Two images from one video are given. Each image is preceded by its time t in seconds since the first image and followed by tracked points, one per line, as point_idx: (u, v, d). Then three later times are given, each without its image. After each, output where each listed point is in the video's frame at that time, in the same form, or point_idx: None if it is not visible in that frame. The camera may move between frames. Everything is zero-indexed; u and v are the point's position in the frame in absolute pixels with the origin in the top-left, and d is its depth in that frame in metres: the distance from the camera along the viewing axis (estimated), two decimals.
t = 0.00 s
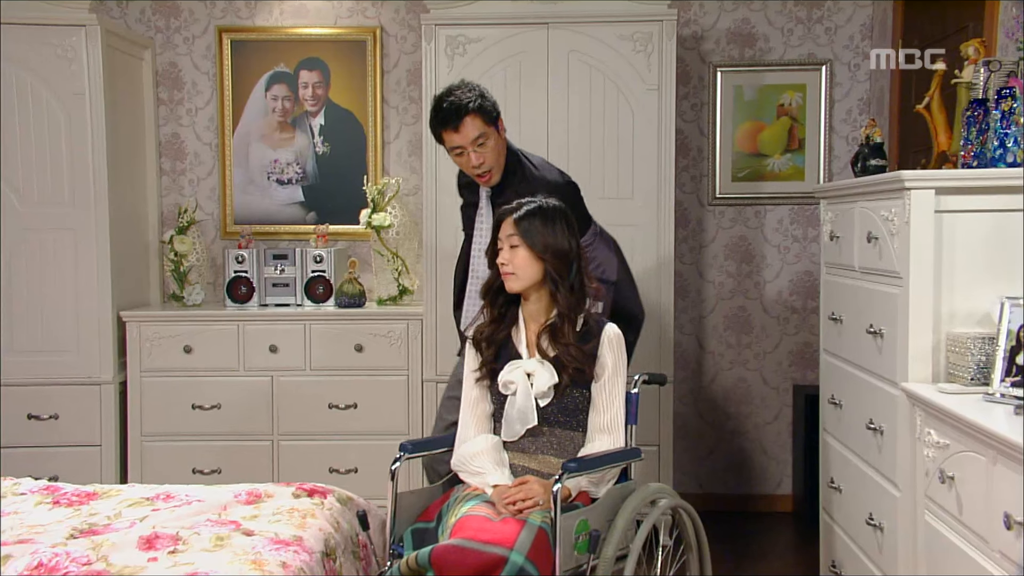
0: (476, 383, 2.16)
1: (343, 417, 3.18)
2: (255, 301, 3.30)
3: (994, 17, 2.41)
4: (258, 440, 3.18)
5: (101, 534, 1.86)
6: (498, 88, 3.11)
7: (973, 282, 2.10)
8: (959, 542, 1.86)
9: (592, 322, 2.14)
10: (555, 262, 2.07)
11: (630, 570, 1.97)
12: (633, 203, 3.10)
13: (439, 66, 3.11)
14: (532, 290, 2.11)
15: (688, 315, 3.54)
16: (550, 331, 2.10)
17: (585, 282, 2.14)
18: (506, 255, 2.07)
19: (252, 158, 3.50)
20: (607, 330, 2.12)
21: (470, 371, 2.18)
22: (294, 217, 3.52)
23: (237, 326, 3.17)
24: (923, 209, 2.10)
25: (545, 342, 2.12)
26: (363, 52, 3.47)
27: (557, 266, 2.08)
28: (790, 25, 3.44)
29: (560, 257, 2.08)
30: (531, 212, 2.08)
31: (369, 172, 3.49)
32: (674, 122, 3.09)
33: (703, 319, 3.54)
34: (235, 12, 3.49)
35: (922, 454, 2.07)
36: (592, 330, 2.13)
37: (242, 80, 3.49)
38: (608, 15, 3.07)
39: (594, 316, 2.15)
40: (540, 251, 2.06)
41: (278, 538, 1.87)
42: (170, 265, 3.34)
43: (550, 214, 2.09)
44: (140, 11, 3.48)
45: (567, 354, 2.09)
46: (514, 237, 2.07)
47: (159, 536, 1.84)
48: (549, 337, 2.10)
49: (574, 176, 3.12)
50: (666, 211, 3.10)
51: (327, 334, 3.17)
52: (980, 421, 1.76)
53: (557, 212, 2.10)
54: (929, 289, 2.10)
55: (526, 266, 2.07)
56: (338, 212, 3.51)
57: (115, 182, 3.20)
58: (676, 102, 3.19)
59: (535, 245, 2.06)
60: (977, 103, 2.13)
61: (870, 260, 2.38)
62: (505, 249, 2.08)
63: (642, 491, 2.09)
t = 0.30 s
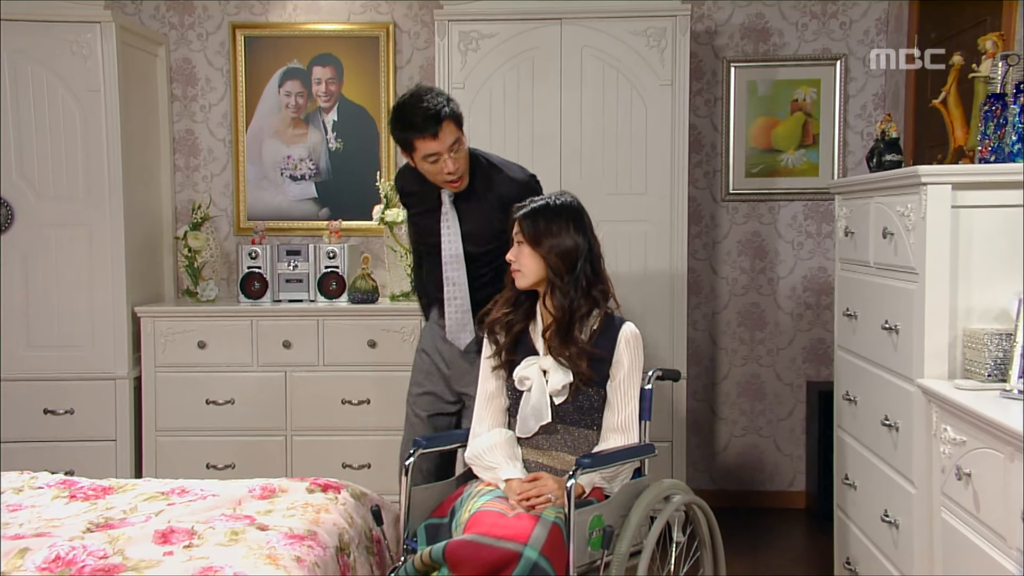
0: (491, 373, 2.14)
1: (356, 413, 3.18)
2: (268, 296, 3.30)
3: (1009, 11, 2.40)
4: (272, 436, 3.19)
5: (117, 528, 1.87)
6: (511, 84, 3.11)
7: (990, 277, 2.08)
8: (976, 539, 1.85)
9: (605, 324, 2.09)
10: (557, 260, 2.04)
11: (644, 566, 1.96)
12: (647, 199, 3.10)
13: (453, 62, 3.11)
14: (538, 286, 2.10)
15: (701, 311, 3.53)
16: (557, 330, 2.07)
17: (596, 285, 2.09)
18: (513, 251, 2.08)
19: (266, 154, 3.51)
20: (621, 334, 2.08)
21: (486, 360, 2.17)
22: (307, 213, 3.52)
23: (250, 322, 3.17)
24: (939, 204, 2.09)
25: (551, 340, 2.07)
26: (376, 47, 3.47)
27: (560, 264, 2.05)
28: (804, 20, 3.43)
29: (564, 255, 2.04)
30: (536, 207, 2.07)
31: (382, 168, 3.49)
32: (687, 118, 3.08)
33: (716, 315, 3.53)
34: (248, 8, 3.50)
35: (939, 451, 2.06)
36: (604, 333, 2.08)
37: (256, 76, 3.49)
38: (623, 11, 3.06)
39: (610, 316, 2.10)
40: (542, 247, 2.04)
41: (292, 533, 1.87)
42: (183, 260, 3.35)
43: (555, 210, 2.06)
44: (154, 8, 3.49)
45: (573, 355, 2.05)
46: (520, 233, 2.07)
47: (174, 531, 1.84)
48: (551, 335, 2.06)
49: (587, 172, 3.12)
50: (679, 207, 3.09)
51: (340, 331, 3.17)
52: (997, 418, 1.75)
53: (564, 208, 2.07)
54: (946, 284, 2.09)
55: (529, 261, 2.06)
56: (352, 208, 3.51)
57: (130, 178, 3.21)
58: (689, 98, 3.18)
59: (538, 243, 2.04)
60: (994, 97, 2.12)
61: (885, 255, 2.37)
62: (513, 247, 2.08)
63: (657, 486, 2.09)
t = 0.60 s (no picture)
0: (507, 369, 2.14)
1: (368, 409, 3.19)
2: (281, 293, 3.31)
3: None
4: (285, 432, 3.19)
5: (132, 523, 1.88)
6: (523, 80, 3.11)
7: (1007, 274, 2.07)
8: (993, 537, 1.84)
9: (619, 321, 2.09)
10: (571, 258, 2.02)
11: (657, 563, 1.95)
12: (660, 196, 3.09)
13: (465, 59, 3.11)
14: (552, 284, 2.08)
15: (713, 308, 3.52)
16: (571, 326, 2.06)
17: (610, 281, 2.07)
18: (526, 249, 2.07)
19: (278, 151, 3.52)
20: (635, 331, 2.08)
21: (500, 356, 2.17)
22: (319, 210, 3.53)
23: (263, 319, 3.18)
24: (955, 201, 2.08)
25: (566, 337, 2.07)
26: (388, 44, 3.47)
27: (573, 261, 2.03)
28: (818, 16, 3.41)
29: (577, 253, 2.03)
30: (549, 205, 2.05)
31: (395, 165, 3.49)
32: (700, 114, 3.08)
33: (728, 312, 3.52)
34: (261, 6, 3.51)
35: (955, 449, 2.05)
36: (617, 330, 2.08)
37: (268, 73, 3.50)
38: (636, 7, 3.05)
39: (624, 313, 2.10)
40: (555, 246, 2.02)
41: (305, 529, 1.87)
42: (197, 258, 3.37)
43: (568, 206, 2.05)
44: (167, 5, 3.50)
45: (588, 352, 2.05)
46: (532, 231, 2.06)
47: (189, 526, 1.85)
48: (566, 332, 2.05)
49: (600, 169, 3.11)
50: (692, 203, 3.08)
51: (352, 327, 3.18)
52: (1014, 416, 1.73)
53: (576, 203, 2.06)
54: (961, 281, 2.08)
55: (542, 259, 2.04)
56: (364, 205, 3.52)
57: (143, 176, 3.22)
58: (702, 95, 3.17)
59: (551, 240, 2.03)
60: (1012, 92, 2.10)
61: (900, 252, 2.36)
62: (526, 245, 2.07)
63: (670, 483, 2.08)
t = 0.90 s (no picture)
0: (519, 367, 2.13)
1: (380, 406, 3.19)
2: (294, 290, 3.32)
3: None
4: (298, 429, 3.20)
5: (147, 518, 1.88)
6: (535, 77, 3.10)
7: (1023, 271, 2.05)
8: (1009, 535, 1.82)
9: (632, 318, 2.07)
10: (584, 255, 2.03)
11: (670, 560, 1.94)
12: (672, 193, 3.08)
13: (477, 56, 3.11)
14: (565, 282, 2.08)
15: (726, 305, 3.51)
16: (584, 325, 2.06)
17: (624, 279, 2.07)
18: (539, 247, 2.06)
19: (291, 148, 3.53)
20: (648, 328, 2.06)
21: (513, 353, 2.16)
22: (331, 208, 3.53)
23: (276, 315, 3.19)
24: (971, 198, 2.07)
25: (579, 335, 2.06)
26: (400, 41, 3.47)
27: (587, 258, 2.03)
28: (832, 12, 3.40)
29: (591, 250, 2.03)
30: (562, 202, 2.05)
31: (407, 162, 3.50)
32: (712, 111, 3.07)
33: (741, 310, 3.51)
34: (274, 3, 3.51)
35: (971, 447, 2.03)
36: (630, 328, 2.06)
37: (280, 70, 3.51)
38: (648, 4, 3.04)
39: (637, 310, 2.08)
40: (569, 243, 2.03)
41: (319, 526, 1.88)
42: (210, 255, 3.37)
43: (581, 204, 2.04)
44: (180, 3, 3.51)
45: (601, 349, 2.04)
46: (545, 228, 2.06)
47: (203, 522, 1.85)
48: (579, 330, 2.05)
49: (612, 166, 3.10)
50: (705, 200, 3.08)
51: (365, 324, 3.18)
52: None
53: (589, 201, 2.05)
54: (977, 278, 2.07)
55: (555, 257, 2.04)
56: (376, 202, 3.52)
57: (156, 174, 3.24)
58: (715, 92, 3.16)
59: (565, 238, 2.03)
60: None
61: (915, 249, 2.35)
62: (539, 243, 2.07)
63: (683, 480, 2.07)
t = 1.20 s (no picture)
0: (531, 362, 2.14)
1: (391, 403, 3.20)
2: (305, 287, 3.33)
3: None
4: (309, 426, 3.21)
5: (160, 515, 1.89)
6: (546, 75, 3.10)
7: None
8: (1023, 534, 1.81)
9: (646, 314, 2.06)
10: (601, 253, 2.02)
11: (681, 559, 1.93)
12: (683, 190, 3.08)
13: (488, 54, 3.11)
14: (582, 280, 2.07)
15: (737, 303, 3.50)
16: (600, 323, 2.04)
17: (639, 276, 2.07)
18: (555, 247, 2.05)
19: (302, 146, 3.53)
20: (661, 321, 2.06)
21: (526, 349, 2.16)
22: (342, 205, 3.54)
23: (286, 313, 3.19)
24: (985, 195, 2.07)
25: (595, 332, 2.05)
26: (411, 39, 3.47)
27: (604, 257, 2.02)
28: (844, 8, 3.38)
29: (607, 249, 2.02)
30: (577, 201, 2.04)
31: (417, 160, 3.50)
32: (723, 108, 3.06)
33: (752, 307, 3.50)
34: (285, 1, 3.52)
35: (985, 445, 2.02)
36: (644, 324, 2.05)
37: (291, 68, 3.51)
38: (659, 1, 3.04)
39: (651, 306, 2.07)
40: (585, 243, 2.02)
41: (331, 522, 1.88)
42: (221, 252, 3.38)
43: (597, 203, 2.03)
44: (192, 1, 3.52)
45: (615, 347, 2.03)
46: (561, 228, 2.04)
47: (215, 518, 1.86)
48: (595, 328, 2.04)
49: (623, 163, 3.10)
50: (716, 198, 3.07)
51: (375, 321, 3.19)
52: None
53: (605, 199, 2.04)
54: (991, 275, 2.06)
55: (573, 257, 2.03)
56: (387, 199, 3.53)
57: (168, 172, 3.25)
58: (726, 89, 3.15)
59: (582, 238, 2.01)
60: None
61: (928, 247, 2.34)
62: (555, 242, 2.05)
63: (693, 478, 2.06)
